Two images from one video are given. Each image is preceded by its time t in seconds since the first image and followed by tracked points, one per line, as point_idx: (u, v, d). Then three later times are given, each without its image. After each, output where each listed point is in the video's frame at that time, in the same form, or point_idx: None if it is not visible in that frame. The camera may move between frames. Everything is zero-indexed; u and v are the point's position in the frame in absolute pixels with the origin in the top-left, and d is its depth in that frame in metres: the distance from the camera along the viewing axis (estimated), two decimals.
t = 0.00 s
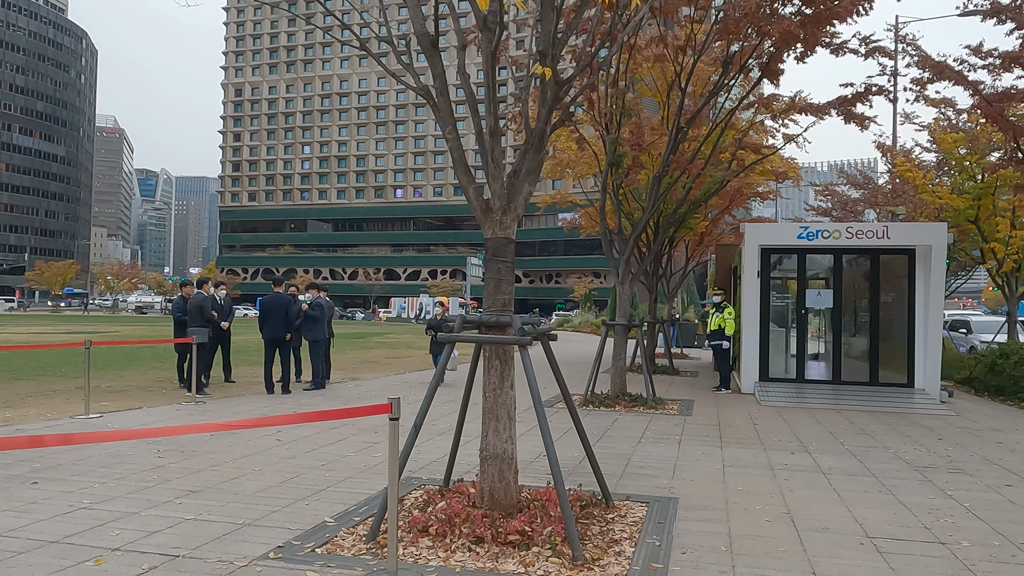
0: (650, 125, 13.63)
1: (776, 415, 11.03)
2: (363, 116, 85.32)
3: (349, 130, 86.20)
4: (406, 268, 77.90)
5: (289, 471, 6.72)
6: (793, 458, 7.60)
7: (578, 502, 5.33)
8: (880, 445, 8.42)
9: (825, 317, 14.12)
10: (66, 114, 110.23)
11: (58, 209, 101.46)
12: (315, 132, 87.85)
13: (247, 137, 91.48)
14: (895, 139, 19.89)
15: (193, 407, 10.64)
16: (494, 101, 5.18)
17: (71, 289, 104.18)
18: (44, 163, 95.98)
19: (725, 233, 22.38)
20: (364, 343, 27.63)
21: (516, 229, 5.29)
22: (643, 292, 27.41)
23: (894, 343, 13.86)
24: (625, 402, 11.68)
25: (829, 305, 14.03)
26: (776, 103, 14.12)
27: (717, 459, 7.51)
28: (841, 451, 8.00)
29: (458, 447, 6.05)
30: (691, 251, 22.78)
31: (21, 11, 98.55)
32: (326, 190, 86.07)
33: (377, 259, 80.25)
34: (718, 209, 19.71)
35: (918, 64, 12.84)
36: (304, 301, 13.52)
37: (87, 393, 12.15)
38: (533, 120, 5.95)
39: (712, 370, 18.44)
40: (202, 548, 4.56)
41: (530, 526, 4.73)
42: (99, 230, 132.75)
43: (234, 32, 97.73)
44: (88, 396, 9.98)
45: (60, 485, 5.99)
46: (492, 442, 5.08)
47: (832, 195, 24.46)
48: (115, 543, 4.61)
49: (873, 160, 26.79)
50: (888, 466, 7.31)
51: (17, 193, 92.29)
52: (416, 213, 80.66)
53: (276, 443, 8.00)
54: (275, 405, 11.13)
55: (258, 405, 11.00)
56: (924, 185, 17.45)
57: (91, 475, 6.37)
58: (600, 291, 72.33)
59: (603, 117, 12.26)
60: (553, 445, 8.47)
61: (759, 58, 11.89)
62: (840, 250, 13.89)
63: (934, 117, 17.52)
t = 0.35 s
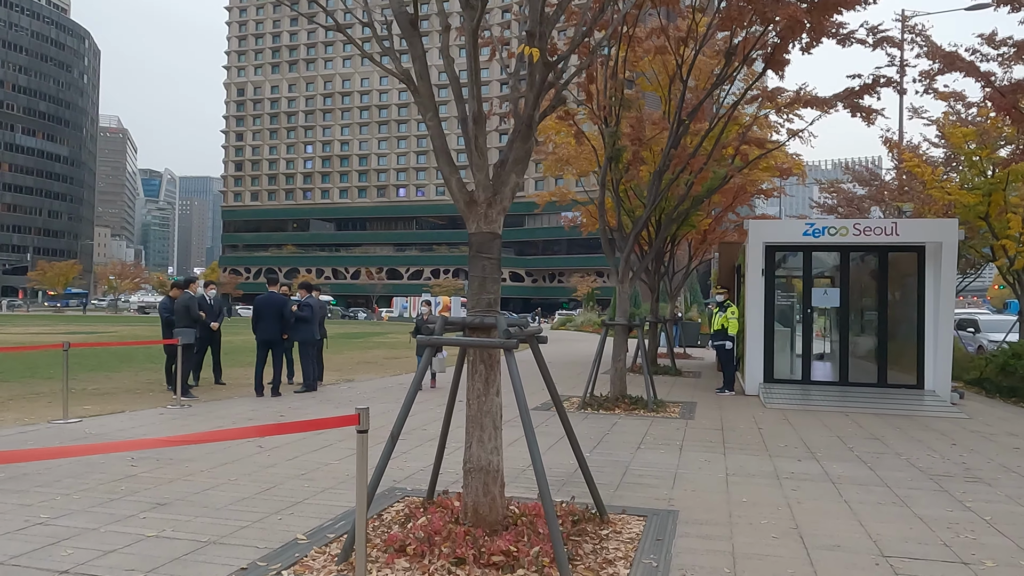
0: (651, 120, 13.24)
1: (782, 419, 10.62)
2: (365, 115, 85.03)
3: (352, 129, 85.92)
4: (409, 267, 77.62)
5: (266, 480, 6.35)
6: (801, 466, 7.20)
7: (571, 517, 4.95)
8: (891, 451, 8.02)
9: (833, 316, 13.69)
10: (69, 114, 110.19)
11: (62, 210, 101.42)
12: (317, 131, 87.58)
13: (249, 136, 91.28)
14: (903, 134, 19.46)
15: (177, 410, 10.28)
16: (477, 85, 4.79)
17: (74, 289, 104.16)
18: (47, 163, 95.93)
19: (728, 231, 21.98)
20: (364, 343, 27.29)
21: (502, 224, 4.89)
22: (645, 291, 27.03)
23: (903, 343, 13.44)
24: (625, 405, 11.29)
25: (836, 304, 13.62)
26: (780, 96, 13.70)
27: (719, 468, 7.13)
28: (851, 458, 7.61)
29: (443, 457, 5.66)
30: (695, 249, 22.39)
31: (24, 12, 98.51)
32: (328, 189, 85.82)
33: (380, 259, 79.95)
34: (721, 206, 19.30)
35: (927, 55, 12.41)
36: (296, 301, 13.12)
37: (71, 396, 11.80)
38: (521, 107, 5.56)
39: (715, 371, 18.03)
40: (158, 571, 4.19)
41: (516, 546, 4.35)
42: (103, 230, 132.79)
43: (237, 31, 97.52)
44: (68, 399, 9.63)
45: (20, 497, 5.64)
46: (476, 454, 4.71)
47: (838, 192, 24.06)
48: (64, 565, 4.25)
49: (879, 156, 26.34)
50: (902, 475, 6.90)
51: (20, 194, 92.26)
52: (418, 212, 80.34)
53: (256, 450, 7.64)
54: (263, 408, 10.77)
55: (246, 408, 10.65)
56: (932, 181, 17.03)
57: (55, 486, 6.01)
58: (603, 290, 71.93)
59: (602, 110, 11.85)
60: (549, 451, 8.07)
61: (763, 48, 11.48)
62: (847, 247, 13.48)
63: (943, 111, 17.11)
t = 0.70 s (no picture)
0: (652, 112, 12.88)
1: (786, 420, 10.28)
2: (368, 112, 84.79)
3: (355, 126, 85.67)
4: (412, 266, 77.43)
5: (242, 485, 6.04)
6: (805, 471, 6.87)
7: (558, 527, 4.62)
8: (901, 455, 7.67)
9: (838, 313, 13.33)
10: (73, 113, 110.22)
11: (66, 208, 101.37)
12: (320, 130, 87.36)
13: (253, 134, 91.12)
14: (910, 129, 19.07)
15: (162, 410, 9.99)
16: (457, 62, 4.46)
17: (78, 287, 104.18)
18: (51, 161, 95.89)
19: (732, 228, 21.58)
20: (363, 342, 26.99)
21: (485, 212, 4.56)
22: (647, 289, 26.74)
23: (910, 341, 13.08)
24: (624, 405, 10.96)
25: (842, 301, 13.25)
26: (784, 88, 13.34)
27: (719, 472, 6.78)
28: (858, 462, 7.26)
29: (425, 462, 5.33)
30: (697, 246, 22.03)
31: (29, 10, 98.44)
32: (331, 187, 85.62)
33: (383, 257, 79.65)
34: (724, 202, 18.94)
35: (937, 45, 12.04)
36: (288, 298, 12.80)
37: (56, 394, 11.51)
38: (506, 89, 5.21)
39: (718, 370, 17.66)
40: None
41: (495, 560, 4.03)
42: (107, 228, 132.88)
43: (240, 29, 97.32)
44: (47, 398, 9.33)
45: None
46: (456, 459, 4.38)
47: (845, 189, 23.68)
48: None
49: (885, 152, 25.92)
50: (912, 480, 6.56)
51: (24, 191, 92.25)
52: (421, 210, 80.12)
53: (237, 452, 7.33)
54: (250, 407, 10.45)
55: (232, 407, 10.33)
56: (940, 176, 16.64)
57: (16, 490, 5.70)
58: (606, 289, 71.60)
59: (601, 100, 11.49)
60: (543, 453, 7.75)
61: (767, 37, 11.12)
62: (853, 243, 13.12)
63: (952, 105, 16.74)
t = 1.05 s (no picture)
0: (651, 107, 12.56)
1: (788, 423, 9.97)
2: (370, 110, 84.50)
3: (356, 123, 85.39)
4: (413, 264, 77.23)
5: (215, 493, 5.75)
6: (807, 479, 6.55)
7: (543, 543, 4.32)
8: (907, 462, 7.36)
9: (842, 312, 13.03)
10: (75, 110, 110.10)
11: (67, 205, 101.22)
12: (322, 127, 87.07)
13: (254, 131, 90.90)
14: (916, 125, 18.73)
15: (146, 411, 9.71)
16: (434, 45, 4.17)
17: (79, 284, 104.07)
18: (53, 158, 95.77)
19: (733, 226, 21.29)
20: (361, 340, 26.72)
21: (465, 207, 4.27)
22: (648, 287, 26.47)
23: (915, 342, 12.77)
24: (621, 407, 10.67)
25: (845, 301, 12.94)
26: (787, 83, 13.01)
27: (717, 480, 6.48)
28: (863, 469, 6.95)
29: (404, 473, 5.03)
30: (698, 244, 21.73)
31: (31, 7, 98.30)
32: (332, 185, 85.37)
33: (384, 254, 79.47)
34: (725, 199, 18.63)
35: (944, 37, 11.69)
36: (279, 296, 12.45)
37: (40, 395, 11.24)
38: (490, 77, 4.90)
39: (718, 371, 17.35)
40: None
41: None
42: (108, 225, 132.78)
43: (242, 26, 97.07)
44: (26, 399, 9.06)
45: None
46: (432, 472, 4.09)
47: (848, 186, 23.38)
48: None
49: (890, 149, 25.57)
50: (920, 489, 6.25)
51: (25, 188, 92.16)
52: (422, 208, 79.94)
53: (215, 456, 7.04)
54: (236, 408, 10.16)
55: (217, 408, 10.05)
56: (946, 173, 16.33)
57: None
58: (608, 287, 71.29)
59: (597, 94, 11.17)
60: (534, 458, 7.45)
61: (769, 29, 10.78)
62: (857, 241, 12.81)
63: (958, 100, 16.43)
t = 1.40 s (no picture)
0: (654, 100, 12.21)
1: (796, 425, 9.62)
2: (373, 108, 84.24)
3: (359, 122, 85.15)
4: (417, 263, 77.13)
5: (192, 501, 5.43)
6: (819, 485, 6.21)
7: (536, 558, 4.00)
8: (923, 467, 7.00)
9: (849, 310, 12.62)
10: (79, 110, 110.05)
11: (71, 204, 101.12)
12: (325, 126, 86.84)
13: (257, 130, 90.71)
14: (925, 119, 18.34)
15: (131, 413, 9.39)
16: (417, 18, 3.83)
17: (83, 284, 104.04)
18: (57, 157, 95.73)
19: (738, 223, 20.93)
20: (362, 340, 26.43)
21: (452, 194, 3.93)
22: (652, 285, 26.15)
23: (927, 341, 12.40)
24: (623, 409, 10.32)
25: (854, 298, 12.58)
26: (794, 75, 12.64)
27: (724, 487, 6.13)
28: (878, 475, 6.60)
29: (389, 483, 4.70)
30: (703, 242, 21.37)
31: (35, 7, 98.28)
32: (335, 184, 85.13)
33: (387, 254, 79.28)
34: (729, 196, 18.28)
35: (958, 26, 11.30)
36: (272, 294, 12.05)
37: (26, 396, 10.94)
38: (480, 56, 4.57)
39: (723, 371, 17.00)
40: None
41: None
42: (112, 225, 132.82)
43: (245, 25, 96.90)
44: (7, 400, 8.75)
45: None
46: (415, 482, 3.76)
47: (855, 182, 23.02)
48: None
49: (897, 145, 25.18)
50: (938, 497, 5.91)
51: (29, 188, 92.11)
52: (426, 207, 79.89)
53: (197, 461, 6.72)
54: (226, 409, 9.86)
55: (207, 410, 9.74)
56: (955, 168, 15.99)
57: None
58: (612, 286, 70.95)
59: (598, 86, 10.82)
60: (532, 462, 7.12)
61: (776, 17, 10.40)
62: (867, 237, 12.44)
63: (969, 94, 16.05)
